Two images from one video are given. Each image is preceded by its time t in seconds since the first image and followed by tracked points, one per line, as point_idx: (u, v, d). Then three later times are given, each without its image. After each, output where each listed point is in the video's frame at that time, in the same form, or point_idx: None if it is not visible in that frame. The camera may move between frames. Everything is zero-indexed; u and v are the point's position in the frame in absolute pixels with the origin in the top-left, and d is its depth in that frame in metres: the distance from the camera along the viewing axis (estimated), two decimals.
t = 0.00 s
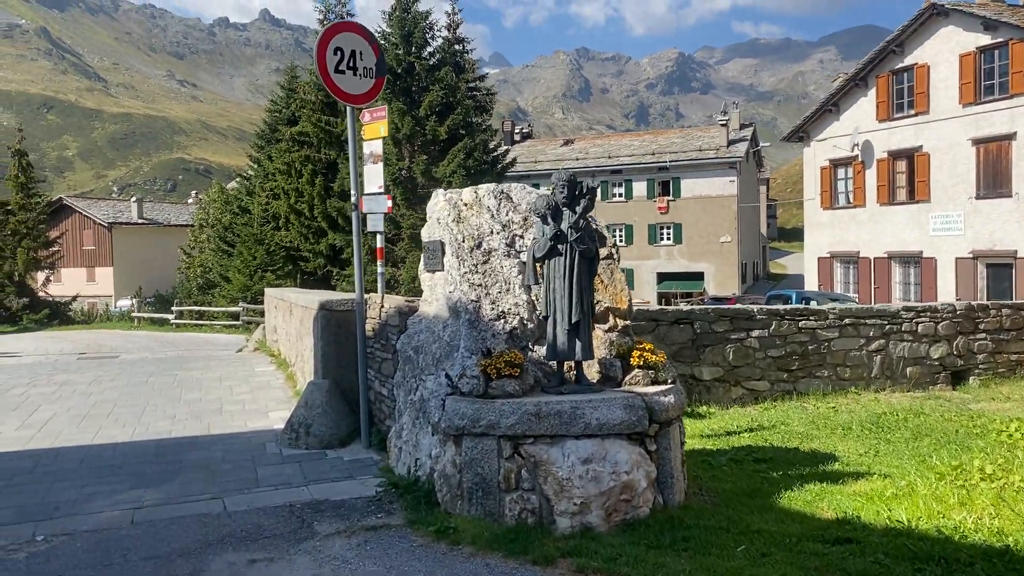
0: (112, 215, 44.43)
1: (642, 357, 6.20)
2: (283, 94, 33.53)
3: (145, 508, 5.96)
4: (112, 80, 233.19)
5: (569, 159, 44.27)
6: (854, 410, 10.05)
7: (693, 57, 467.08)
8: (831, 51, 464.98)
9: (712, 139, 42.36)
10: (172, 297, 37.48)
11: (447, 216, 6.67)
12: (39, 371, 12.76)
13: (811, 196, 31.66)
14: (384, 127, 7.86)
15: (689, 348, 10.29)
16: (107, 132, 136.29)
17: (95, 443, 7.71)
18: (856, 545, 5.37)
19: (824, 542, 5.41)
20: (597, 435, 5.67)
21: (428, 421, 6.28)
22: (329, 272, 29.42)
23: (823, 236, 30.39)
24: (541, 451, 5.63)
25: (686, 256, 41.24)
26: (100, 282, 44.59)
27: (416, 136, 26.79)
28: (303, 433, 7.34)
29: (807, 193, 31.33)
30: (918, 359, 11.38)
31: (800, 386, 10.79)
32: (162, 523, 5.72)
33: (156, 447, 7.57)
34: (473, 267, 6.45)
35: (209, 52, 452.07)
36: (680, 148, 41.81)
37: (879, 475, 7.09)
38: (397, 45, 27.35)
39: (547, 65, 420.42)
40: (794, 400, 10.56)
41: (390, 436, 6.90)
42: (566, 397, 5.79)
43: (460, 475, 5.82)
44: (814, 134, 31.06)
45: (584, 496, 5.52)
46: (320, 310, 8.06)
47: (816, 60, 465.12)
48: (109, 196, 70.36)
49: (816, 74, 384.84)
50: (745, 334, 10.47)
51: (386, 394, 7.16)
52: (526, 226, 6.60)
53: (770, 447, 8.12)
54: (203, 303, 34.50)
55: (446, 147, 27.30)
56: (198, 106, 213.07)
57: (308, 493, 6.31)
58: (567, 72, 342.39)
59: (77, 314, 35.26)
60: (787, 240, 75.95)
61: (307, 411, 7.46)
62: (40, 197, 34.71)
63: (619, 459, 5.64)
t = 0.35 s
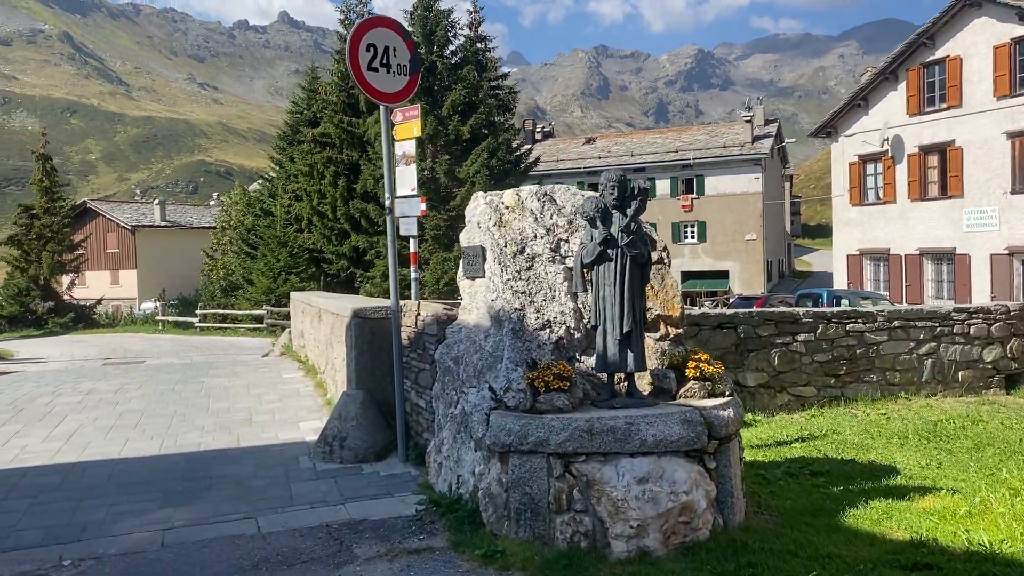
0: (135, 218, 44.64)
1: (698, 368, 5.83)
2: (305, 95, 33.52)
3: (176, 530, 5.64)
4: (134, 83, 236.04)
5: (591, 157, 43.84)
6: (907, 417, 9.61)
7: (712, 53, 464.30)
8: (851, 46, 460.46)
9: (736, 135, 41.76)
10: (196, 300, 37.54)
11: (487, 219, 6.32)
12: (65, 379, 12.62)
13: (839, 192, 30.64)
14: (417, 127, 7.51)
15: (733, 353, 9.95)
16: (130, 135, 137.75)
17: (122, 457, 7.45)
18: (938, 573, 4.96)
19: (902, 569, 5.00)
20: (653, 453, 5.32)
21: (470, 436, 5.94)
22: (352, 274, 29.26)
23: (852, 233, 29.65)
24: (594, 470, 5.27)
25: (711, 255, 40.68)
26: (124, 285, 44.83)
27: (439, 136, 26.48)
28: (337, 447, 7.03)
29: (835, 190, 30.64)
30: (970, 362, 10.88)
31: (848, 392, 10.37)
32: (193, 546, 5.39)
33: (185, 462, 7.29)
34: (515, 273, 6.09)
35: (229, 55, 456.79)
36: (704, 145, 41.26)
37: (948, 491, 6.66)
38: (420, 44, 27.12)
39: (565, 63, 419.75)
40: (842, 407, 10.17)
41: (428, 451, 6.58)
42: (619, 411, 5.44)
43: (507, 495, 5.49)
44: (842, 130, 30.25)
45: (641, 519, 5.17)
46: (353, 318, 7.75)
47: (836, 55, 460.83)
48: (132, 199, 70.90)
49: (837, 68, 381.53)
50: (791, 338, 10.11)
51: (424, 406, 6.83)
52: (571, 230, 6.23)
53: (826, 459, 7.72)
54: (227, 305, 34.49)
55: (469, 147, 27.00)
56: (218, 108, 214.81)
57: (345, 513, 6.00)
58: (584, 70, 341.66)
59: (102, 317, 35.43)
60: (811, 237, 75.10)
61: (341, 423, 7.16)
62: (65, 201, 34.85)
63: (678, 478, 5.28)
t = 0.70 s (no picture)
0: (159, 216, 44.82)
1: (756, 364, 5.43)
2: (327, 91, 33.39)
3: (199, 536, 5.32)
4: (157, 83, 238.31)
5: (614, 152, 43.31)
6: (962, 415, 9.11)
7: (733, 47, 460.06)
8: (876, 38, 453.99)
9: (762, 128, 41.03)
10: (220, 297, 37.58)
11: (525, 206, 5.92)
12: (89, 376, 12.43)
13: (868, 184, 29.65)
14: (448, 111, 7.06)
15: (777, 348, 9.51)
16: (153, 135, 139.05)
17: (144, 457, 7.18)
18: None
19: None
20: (709, 455, 4.94)
21: (509, 436, 5.56)
22: (376, 270, 29.04)
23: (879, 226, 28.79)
24: (646, 474, 4.89)
25: (737, 249, 40.02)
26: (148, 283, 45.02)
27: (462, 130, 26.04)
28: (367, 447, 6.69)
29: (863, 181, 29.76)
30: None
31: (898, 389, 9.88)
32: (218, 553, 5.06)
33: (210, 462, 6.98)
34: (556, 262, 5.67)
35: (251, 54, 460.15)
36: (730, 137, 40.56)
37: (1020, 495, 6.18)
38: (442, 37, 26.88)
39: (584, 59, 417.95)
40: (891, 404, 9.68)
41: (462, 451, 6.21)
42: (672, 410, 5.06)
43: (550, 500, 5.11)
44: (872, 121, 29.43)
45: (698, 527, 4.79)
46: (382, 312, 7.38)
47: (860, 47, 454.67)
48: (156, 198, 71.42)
49: (861, 61, 376.43)
50: (838, 332, 9.64)
51: (457, 405, 6.46)
52: (616, 216, 5.81)
53: (883, 460, 7.26)
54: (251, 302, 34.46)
55: (492, 142, 26.62)
56: (240, 107, 216.30)
57: (378, 517, 5.65)
58: (604, 65, 339.94)
59: (127, 315, 35.56)
60: (837, 231, 73.95)
61: (371, 421, 6.80)
62: (90, 199, 34.95)
63: (737, 482, 4.90)
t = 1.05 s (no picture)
0: (185, 212, 44.98)
1: (823, 376, 5.00)
2: (351, 87, 33.18)
3: (223, 556, 4.97)
4: (183, 80, 240.65)
5: (641, 147, 42.71)
6: None
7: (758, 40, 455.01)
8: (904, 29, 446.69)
9: (792, 121, 40.21)
10: (245, 294, 37.58)
11: (568, 203, 5.47)
12: (113, 376, 12.22)
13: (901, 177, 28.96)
14: (482, 102, 6.63)
15: (827, 352, 9.03)
16: (179, 131, 140.35)
17: (166, 466, 6.88)
18: None
19: None
20: (776, 476, 4.52)
21: (553, 452, 5.14)
22: (400, 267, 28.76)
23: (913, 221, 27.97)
24: (706, 497, 4.49)
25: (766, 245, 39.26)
26: (174, 279, 45.17)
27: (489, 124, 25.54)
28: (399, 457, 6.31)
29: (897, 176, 28.95)
30: None
31: (955, 395, 9.34)
32: None
33: (234, 472, 6.65)
34: (604, 265, 5.24)
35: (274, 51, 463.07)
36: (759, 131, 39.79)
37: None
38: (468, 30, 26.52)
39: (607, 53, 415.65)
40: (949, 411, 9.15)
41: (501, 465, 5.81)
42: (735, 429, 4.62)
43: (600, 524, 4.70)
44: (906, 114, 28.58)
45: (764, 556, 4.39)
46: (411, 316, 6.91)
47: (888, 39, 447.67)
48: (182, 193, 71.95)
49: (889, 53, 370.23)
50: (891, 335, 9.14)
51: (495, 415, 6.06)
52: (668, 214, 5.37)
53: (950, 476, 6.75)
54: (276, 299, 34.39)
55: (518, 137, 26.18)
56: (264, 103, 217.70)
57: (413, 537, 5.27)
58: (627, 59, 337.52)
59: (152, 311, 35.70)
60: (866, 227, 72.63)
61: (403, 430, 6.41)
62: (116, 194, 35.02)
63: (807, 506, 4.48)
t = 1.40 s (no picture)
0: (209, 204, 45.06)
1: (904, 378, 4.56)
2: (375, 78, 32.95)
3: (253, 565, 4.64)
4: (207, 74, 242.83)
5: (667, 140, 42.09)
6: None
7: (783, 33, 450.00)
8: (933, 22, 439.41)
9: (821, 114, 39.44)
10: (268, 286, 37.54)
11: (621, 189, 5.06)
12: (138, 368, 12.02)
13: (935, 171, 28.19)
14: (525, 84, 6.23)
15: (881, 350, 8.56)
16: (203, 124, 141.42)
17: (190, 464, 6.60)
18: None
19: None
20: (857, 489, 4.09)
21: (606, 457, 4.75)
22: (425, 260, 28.48)
23: (948, 216, 27.21)
24: (780, 510, 4.08)
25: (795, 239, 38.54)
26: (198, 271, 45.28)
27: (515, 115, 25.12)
28: (436, 459, 5.95)
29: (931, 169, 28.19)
30: None
31: (1015, 396, 8.83)
32: None
33: (261, 473, 6.33)
34: (662, 256, 4.84)
35: (297, 44, 465.86)
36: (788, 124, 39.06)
37: None
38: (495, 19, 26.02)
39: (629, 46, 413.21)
40: (1009, 414, 8.65)
41: (546, 469, 5.42)
42: (809, 435, 4.21)
43: (661, 537, 4.30)
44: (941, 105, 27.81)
45: None
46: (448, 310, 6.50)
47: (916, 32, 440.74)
48: (206, 185, 72.31)
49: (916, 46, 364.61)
50: (949, 333, 8.63)
51: (538, 415, 5.68)
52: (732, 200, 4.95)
53: None
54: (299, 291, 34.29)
55: (544, 129, 25.76)
56: (287, 97, 218.80)
57: (453, 546, 4.91)
58: (649, 53, 335.36)
59: (176, 302, 35.80)
60: (894, 222, 71.40)
61: (439, 430, 6.04)
62: (141, 186, 35.06)
63: (891, 522, 4.05)
